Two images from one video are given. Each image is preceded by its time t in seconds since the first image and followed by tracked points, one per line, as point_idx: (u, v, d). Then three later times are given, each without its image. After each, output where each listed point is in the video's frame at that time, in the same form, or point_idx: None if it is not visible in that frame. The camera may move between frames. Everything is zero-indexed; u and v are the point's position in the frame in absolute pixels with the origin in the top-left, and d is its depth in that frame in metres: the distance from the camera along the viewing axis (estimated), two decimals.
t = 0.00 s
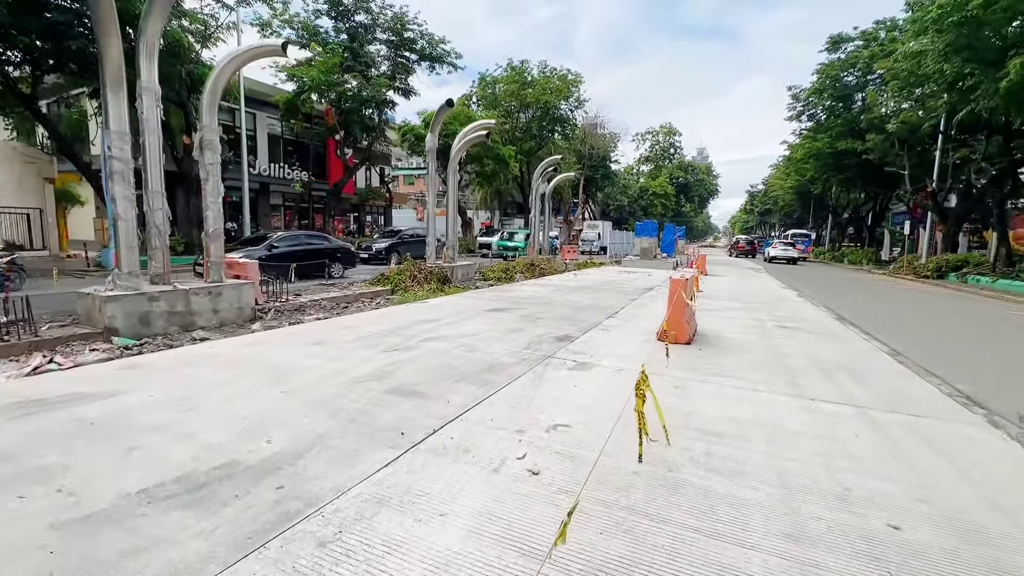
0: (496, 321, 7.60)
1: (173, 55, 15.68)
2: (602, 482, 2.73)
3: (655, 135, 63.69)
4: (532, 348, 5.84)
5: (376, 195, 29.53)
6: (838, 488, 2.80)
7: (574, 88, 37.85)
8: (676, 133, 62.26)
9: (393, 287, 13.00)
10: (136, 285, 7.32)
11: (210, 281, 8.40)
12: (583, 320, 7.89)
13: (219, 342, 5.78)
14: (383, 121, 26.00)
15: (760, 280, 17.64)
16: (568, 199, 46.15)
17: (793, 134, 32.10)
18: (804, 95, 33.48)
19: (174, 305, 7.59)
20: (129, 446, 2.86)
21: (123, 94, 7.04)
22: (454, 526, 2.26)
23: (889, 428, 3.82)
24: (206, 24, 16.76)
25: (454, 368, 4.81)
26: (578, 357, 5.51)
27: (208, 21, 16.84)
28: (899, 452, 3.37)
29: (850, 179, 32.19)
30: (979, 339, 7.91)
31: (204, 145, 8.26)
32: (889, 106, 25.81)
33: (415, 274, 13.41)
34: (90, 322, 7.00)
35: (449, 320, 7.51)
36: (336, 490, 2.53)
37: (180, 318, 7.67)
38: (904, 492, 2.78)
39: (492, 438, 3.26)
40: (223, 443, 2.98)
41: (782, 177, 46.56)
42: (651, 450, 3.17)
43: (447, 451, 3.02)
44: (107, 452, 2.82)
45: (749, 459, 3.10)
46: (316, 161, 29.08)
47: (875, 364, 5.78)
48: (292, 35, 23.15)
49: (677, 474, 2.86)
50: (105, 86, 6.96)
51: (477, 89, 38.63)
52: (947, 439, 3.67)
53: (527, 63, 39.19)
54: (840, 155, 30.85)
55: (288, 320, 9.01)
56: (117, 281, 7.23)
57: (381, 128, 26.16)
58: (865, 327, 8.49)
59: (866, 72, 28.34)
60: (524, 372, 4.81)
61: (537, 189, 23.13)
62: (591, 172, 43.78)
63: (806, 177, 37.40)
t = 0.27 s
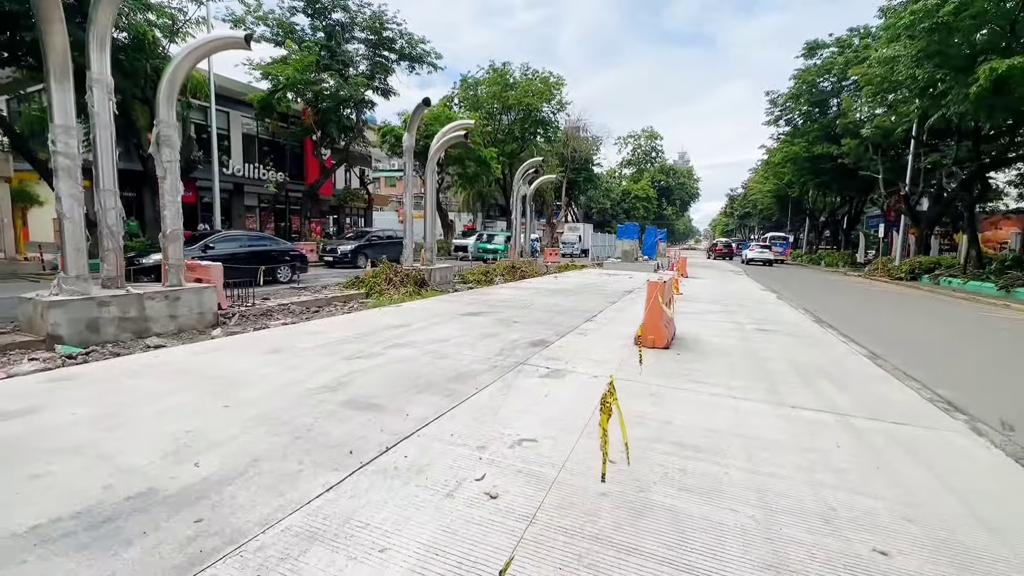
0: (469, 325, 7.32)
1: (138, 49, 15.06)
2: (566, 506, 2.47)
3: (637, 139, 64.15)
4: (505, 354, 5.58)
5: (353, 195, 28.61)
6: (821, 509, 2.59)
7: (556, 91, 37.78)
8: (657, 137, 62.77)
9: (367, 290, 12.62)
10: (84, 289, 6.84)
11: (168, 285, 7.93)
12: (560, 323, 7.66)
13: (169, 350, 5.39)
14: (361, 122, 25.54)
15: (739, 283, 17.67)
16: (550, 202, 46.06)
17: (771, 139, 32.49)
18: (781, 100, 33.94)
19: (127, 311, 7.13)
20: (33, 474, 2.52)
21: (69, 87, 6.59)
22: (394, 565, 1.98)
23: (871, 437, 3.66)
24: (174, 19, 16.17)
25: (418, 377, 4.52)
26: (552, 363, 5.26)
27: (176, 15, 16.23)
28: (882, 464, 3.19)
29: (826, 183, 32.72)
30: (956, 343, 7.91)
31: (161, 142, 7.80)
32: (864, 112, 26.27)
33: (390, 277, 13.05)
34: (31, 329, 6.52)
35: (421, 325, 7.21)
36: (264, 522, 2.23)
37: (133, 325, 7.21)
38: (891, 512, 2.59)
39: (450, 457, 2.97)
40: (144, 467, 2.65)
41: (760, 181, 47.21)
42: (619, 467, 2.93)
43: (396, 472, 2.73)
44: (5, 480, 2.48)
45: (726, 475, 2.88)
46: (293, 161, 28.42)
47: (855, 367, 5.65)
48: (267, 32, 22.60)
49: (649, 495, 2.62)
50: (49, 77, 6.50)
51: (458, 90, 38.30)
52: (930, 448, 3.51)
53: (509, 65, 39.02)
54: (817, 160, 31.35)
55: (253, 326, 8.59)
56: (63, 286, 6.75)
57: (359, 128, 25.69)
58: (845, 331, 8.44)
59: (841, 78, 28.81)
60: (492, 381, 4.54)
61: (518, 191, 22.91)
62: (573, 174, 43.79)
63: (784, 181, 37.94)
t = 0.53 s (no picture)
0: (447, 332, 7.05)
1: (105, 44, 14.49)
2: (535, 541, 2.23)
3: (622, 142, 64.47)
4: (481, 363, 5.32)
5: (333, 197, 27.64)
6: (813, 538, 2.38)
7: (540, 93, 37.64)
8: (642, 140, 63.11)
9: (345, 294, 12.24)
10: (33, 295, 6.39)
11: (128, 291, 7.49)
12: (541, 329, 7.43)
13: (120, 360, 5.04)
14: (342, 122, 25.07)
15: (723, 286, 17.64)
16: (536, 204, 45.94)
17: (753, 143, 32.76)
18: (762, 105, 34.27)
19: (80, 318, 6.70)
20: None
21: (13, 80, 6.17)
22: None
23: (862, 450, 3.48)
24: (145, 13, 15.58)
25: (386, 390, 4.23)
26: (530, 372, 5.01)
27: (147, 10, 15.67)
28: (874, 482, 3.00)
29: (807, 186, 33.12)
30: (940, 348, 7.88)
31: (119, 140, 7.37)
32: (843, 117, 26.61)
33: (369, 281, 12.69)
34: None
35: (396, 332, 6.91)
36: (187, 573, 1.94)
37: (85, 334, 6.75)
38: (886, 539, 2.39)
39: (410, 484, 2.69)
40: (56, 504, 2.33)
41: (743, 185, 47.69)
42: (595, 492, 2.69)
43: (347, 504, 2.45)
44: None
45: (711, 501, 2.65)
46: (273, 162, 27.81)
47: (841, 374, 5.51)
48: (244, 29, 22.06)
49: (627, 525, 2.38)
50: None
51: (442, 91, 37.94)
52: (922, 462, 3.35)
53: (494, 67, 38.83)
54: (798, 163, 31.72)
55: (221, 333, 8.20)
56: (10, 291, 6.28)
57: (340, 128, 25.21)
58: (830, 336, 8.36)
59: (821, 83, 29.15)
60: (465, 393, 4.27)
61: (502, 193, 22.65)
62: (558, 177, 43.73)
63: (766, 184, 38.35)
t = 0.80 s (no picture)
0: (427, 335, 6.75)
1: (73, 36, 13.91)
2: None
3: (608, 143, 64.60)
4: (461, 369, 5.03)
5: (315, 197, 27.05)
6: (821, 565, 2.17)
7: (527, 93, 37.46)
8: (628, 141, 63.29)
9: (325, 296, 11.89)
10: None
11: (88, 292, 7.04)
12: (526, 332, 7.17)
13: (70, 369, 4.66)
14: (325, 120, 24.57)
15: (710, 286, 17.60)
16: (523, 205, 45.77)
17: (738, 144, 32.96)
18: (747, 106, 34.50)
19: (34, 323, 6.26)
20: None
21: None
22: None
23: (862, 460, 3.29)
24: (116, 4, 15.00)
25: (357, 400, 3.93)
26: (513, 379, 4.76)
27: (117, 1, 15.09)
28: (878, 497, 2.81)
29: (791, 187, 33.43)
30: (927, 348, 7.83)
31: (78, 134, 6.95)
32: (826, 119, 26.85)
33: (350, 282, 12.33)
34: None
35: (374, 336, 6.59)
36: None
37: (41, 339, 6.33)
38: (898, 565, 2.19)
39: (376, 510, 2.41)
40: None
41: (728, 186, 48.10)
42: (580, 519, 2.44)
43: (301, 537, 2.17)
44: None
45: (707, 523, 2.43)
46: (253, 161, 27.15)
47: (834, 377, 5.34)
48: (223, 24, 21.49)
49: (616, 555, 2.14)
50: None
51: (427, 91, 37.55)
52: (925, 472, 3.16)
53: (480, 67, 38.52)
54: (782, 165, 31.98)
55: (191, 337, 7.82)
56: None
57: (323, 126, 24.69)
58: (818, 336, 8.27)
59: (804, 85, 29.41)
60: (442, 403, 4.00)
61: (488, 193, 22.40)
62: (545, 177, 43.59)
63: (751, 186, 38.65)
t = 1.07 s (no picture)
0: (404, 342, 6.44)
1: (34, 28, 13.23)
2: None
3: (594, 145, 64.66)
4: (437, 379, 4.74)
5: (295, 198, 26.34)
6: None
7: (512, 94, 37.20)
8: (613, 143, 63.43)
9: (302, 300, 11.45)
10: None
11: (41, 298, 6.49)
12: (508, 339, 6.88)
13: (9, 383, 4.27)
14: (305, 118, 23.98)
15: (696, 288, 17.52)
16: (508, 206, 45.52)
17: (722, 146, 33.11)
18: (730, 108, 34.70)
19: None
20: None
21: None
22: None
23: (866, 480, 3.07)
24: None
25: (319, 418, 3.60)
26: (492, 391, 4.46)
27: None
28: (887, 524, 2.58)
29: (773, 189, 33.72)
30: (915, 351, 7.74)
31: (30, 128, 6.42)
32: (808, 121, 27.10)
33: (328, 285, 11.90)
34: None
35: (348, 343, 6.25)
36: None
37: None
38: None
39: (329, 555, 2.10)
40: None
41: (711, 188, 48.46)
42: (561, 562, 2.15)
43: None
44: None
45: (706, 562, 2.17)
46: (231, 161, 26.48)
47: (825, 385, 5.16)
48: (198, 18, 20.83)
49: None
50: None
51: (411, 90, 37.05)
52: (932, 492, 2.95)
53: (465, 67, 38.18)
54: (765, 167, 32.23)
55: (155, 344, 7.39)
56: None
57: (303, 125, 24.09)
58: (807, 339, 8.13)
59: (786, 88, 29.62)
60: (413, 421, 3.67)
61: (472, 194, 22.07)
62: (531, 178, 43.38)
63: (734, 187, 38.93)
